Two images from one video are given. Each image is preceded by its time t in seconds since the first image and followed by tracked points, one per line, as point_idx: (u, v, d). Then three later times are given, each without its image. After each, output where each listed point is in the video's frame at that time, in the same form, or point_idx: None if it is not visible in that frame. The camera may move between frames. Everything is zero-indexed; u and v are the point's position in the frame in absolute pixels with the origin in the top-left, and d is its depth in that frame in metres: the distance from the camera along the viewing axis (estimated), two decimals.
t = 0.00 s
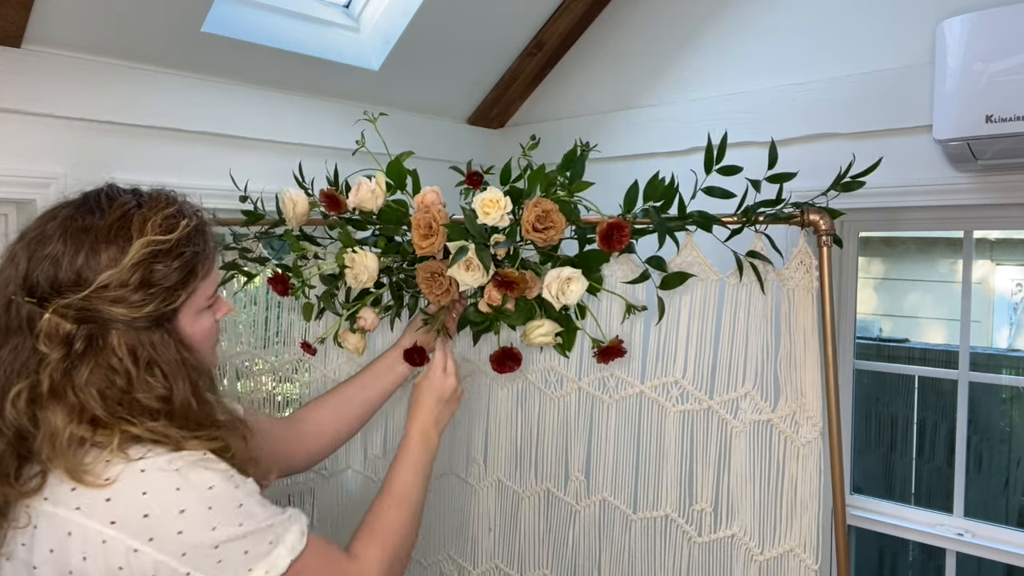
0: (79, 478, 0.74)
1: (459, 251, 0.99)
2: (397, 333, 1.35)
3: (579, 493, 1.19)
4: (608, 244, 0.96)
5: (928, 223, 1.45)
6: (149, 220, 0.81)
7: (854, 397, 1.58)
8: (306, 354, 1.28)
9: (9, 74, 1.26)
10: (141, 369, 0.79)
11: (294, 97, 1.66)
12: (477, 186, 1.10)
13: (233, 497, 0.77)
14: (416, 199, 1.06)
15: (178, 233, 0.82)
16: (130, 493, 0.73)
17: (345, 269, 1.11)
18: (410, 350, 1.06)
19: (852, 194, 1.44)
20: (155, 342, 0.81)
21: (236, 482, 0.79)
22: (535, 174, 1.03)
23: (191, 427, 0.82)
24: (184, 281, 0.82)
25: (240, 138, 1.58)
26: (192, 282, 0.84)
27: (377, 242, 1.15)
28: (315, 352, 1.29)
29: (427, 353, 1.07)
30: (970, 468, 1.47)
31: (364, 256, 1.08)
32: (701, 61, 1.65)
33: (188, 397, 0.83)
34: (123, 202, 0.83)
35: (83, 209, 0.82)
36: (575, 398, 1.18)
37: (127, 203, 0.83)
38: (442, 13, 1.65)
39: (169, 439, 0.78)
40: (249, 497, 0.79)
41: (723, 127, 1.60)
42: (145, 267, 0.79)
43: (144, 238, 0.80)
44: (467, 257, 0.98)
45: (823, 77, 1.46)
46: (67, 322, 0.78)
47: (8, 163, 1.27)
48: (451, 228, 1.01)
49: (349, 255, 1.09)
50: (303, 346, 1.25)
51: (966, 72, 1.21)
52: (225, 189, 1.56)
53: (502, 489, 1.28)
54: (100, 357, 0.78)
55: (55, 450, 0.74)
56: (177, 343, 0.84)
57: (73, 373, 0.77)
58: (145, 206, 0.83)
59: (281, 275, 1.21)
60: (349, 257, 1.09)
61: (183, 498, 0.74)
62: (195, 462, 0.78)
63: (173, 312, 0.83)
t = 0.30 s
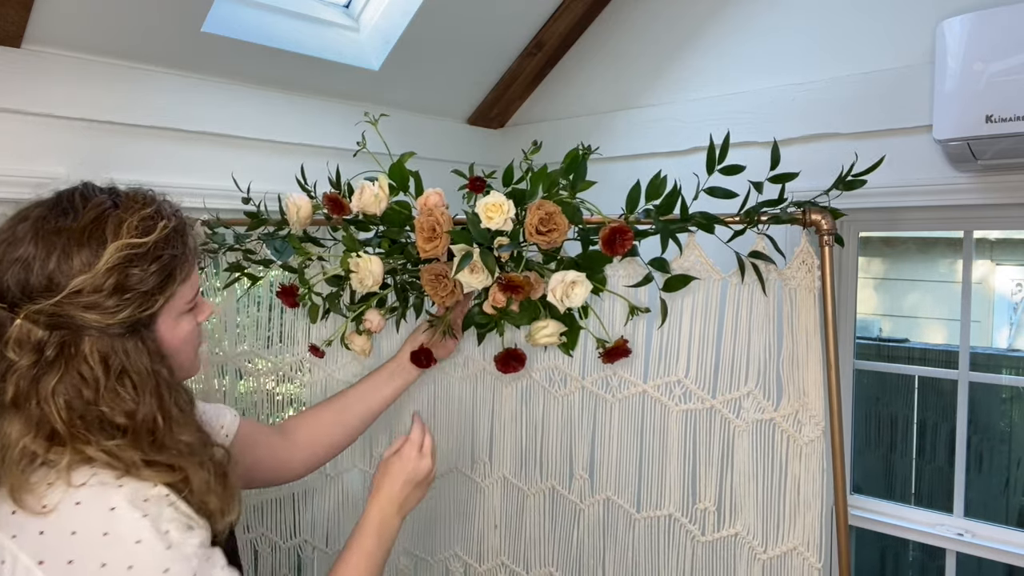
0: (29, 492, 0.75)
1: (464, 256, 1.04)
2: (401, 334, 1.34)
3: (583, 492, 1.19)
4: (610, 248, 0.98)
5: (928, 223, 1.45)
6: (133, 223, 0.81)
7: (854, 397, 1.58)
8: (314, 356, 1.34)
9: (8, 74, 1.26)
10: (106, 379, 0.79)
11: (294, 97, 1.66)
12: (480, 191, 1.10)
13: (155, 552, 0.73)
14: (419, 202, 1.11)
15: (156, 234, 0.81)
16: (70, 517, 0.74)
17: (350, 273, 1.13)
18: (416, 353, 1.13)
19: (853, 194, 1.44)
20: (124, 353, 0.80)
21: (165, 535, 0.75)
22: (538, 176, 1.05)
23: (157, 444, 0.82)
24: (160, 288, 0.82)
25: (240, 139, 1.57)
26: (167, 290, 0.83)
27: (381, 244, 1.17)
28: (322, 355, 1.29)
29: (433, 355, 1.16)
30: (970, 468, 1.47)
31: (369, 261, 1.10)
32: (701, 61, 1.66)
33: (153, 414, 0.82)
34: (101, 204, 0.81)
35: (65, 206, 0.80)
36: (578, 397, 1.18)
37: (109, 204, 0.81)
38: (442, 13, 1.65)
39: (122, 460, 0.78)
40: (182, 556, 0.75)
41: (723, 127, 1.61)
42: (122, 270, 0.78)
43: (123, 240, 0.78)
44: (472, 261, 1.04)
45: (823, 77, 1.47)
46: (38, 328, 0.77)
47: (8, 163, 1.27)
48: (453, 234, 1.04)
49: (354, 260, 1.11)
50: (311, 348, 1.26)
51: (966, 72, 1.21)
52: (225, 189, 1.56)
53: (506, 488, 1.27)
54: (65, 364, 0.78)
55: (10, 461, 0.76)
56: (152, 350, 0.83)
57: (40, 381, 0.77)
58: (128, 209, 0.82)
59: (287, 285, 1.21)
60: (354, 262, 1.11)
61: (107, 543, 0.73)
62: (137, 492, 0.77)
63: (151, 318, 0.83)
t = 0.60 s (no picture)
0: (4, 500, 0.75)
1: (460, 256, 1.06)
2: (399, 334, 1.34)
3: (582, 492, 1.19)
4: (607, 248, 0.99)
5: (928, 223, 1.45)
6: (125, 225, 0.80)
7: (854, 397, 1.58)
8: (313, 356, 1.31)
9: (8, 74, 1.26)
10: (91, 386, 0.79)
11: (294, 97, 1.66)
12: (476, 191, 1.10)
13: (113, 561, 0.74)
14: (416, 202, 1.10)
15: (150, 236, 0.82)
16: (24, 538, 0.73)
17: (348, 273, 1.14)
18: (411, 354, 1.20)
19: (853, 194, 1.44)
20: (111, 360, 0.80)
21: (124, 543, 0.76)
22: (536, 175, 1.06)
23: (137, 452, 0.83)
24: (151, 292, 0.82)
25: (240, 138, 1.58)
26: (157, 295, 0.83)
27: (379, 244, 1.18)
28: (318, 354, 1.31)
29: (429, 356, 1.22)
30: (970, 468, 1.47)
31: (367, 260, 1.10)
32: (701, 61, 1.65)
33: (133, 429, 0.82)
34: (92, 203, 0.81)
35: (50, 206, 0.79)
36: (576, 398, 1.18)
37: (100, 204, 0.81)
38: (442, 13, 1.65)
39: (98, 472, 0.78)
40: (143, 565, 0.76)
41: (722, 127, 1.60)
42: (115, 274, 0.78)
43: (117, 242, 0.78)
44: (468, 262, 1.06)
45: (823, 77, 1.46)
46: (24, 335, 0.76)
47: (7, 163, 1.27)
48: (450, 234, 1.05)
49: (351, 260, 1.11)
50: (307, 348, 1.28)
51: (966, 72, 1.20)
52: (225, 188, 1.56)
53: (505, 487, 1.27)
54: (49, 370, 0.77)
55: None
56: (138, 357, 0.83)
57: (24, 391, 0.77)
58: (122, 213, 0.82)
59: (285, 284, 1.23)
60: (351, 262, 1.11)
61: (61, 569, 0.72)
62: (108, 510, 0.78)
63: (142, 325, 0.82)
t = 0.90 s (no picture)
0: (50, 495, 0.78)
1: (461, 256, 1.06)
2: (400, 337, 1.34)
3: (582, 491, 1.19)
4: (608, 248, 0.99)
5: (928, 223, 1.45)
6: (192, 243, 0.86)
7: (853, 397, 1.58)
8: (314, 356, 1.35)
9: (10, 73, 1.26)
10: (147, 390, 0.82)
11: (294, 97, 1.66)
12: (476, 191, 1.10)
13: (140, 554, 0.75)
14: (417, 202, 1.11)
15: (214, 251, 0.87)
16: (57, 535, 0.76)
17: (349, 274, 1.14)
18: (414, 353, 1.24)
19: (853, 194, 1.44)
20: (162, 365, 0.84)
21: (156, 533, 0.78)
22: (536, 175, 1.06)
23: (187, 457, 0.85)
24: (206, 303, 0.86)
25: (240, 138, 1.58)
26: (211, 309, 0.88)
27: (380, 244, 1.18)
28: (320, 355, 1.36)
29: (431, 355, 1.26)
30: (969, 468, 1.47)
31: (368, 261, 1.11)
32: (702, 61, 1.65)
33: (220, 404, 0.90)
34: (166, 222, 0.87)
35: (130, 222, 0.86)
36: (576, 398, 1.18)
37: (178, 224, 0.87)
38: (442, 13, 1.65)
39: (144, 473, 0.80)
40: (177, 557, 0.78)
41: (723, 128, 1.60)
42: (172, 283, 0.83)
43: (182, 257, 0.84)
44: (470, 262, 1.06)
45: (823, 78, 1.46)
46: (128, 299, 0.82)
47: (8, 163, 1.26)
48: (451, 234, 1.06)
49: (353, 260, 1.12)
50: (310, 348, 1.32)
51: (966, 72, 1.21)
52: (225, 189, 1.56)
53: (505, 486, 1.27)
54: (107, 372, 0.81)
55: (34, 463, 0.79)
56: (194, 366, 0.86)
57: (133, 351, 0.82)
58: (190, 231, 0.87)
59: (286, 284, 1.24)
60: (352, 262, 1.12)
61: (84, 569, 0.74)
62: (148, 508, 0.79)
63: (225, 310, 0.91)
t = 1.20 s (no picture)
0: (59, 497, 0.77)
1: (461, 256, 1.06)
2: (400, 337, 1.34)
3: (582, 491, 1.19)
4: (608, 248, 0.99)
5: (927, 223, 1.45)
6: (192, 241, 0.86)
7: (853, 397, 1.58)
8: (314, 356, 1.35)
9: (10, 74, 1.26)
10: (153, 388, 0.82)
11: (294, 97, 1.66)
12: (476, 191, 1.10)
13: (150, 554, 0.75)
14: (416, 202, 1.11)
15: (215, 249, 0.87)
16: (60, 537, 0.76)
17: (349, 274, 1.14)
18: (414, 354, 1.24)
19: (853, 195, 1.44)
20: (166, 364, 0.84)
21: (166, 531, 0.78)
22: (536, 175, 1.06)
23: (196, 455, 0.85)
24: (208, 301, 0.86)
25: (240, 139, 1.58)
26: (215, 306, 0.88)
27: (380, 244, 1.19)
28: (320, 355, 1.35)
29: (430, 355, 1.26)
30: (970, 468, 1.47)
31: (368, 261, 1.11)
32: (702, 61, 1.65)
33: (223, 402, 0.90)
34: (167, 220, 0.87)
35: (130, 220, 0.85)
36: (576, 398, 1.18)
37: (178, 222, 0.87)
38: (442, 13, 1.65)
39: (152, 471, 0.81)
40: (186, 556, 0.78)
41: (723, 128, 1.60)
42: (175, 281, 0.83)
43: (184, 254, 0.84)
44: (469, 262, 1.06)
45: (823, 78, 1.46)
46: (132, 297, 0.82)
47: (8, 163, 1.26)
48: (450, 234, 1.06)
49: (352, 260, 1.12)
50: (310, 349, 1.32)
51: (966, 72, 1.20)
52: (225, 189, 1.56)
53: (505, 486, 1.27)
54: (114, 372, 0.81)
55: (40, 464, 0.79)
56: (198, 364, 0.86)
57: (137, 350, 0.82)
58: (189, 229, 0.87)
59: (286, 284, 1.24)
60: (352, 262, 1.12)
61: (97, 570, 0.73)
62: (156, 507, 0.79)
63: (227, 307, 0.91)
